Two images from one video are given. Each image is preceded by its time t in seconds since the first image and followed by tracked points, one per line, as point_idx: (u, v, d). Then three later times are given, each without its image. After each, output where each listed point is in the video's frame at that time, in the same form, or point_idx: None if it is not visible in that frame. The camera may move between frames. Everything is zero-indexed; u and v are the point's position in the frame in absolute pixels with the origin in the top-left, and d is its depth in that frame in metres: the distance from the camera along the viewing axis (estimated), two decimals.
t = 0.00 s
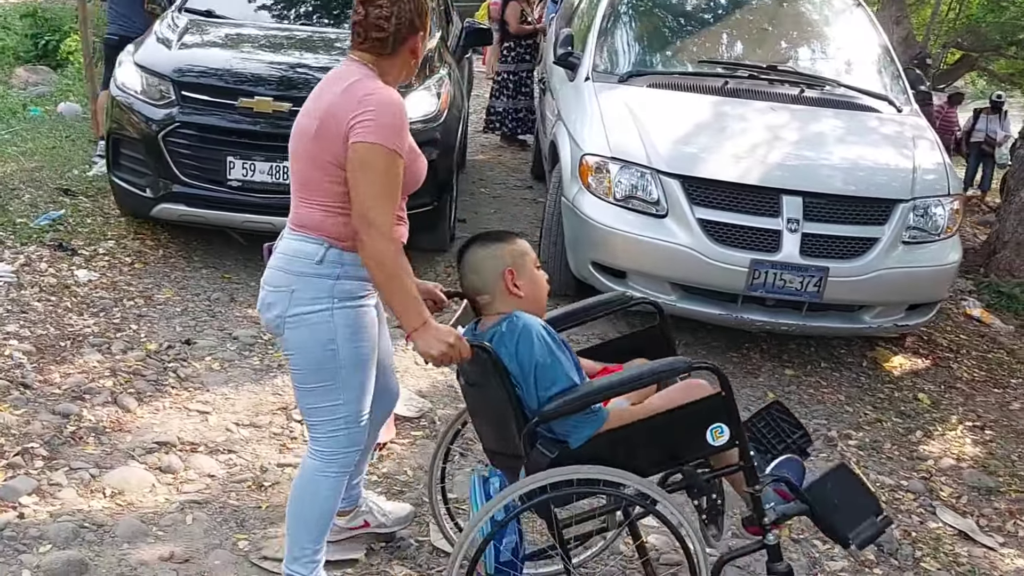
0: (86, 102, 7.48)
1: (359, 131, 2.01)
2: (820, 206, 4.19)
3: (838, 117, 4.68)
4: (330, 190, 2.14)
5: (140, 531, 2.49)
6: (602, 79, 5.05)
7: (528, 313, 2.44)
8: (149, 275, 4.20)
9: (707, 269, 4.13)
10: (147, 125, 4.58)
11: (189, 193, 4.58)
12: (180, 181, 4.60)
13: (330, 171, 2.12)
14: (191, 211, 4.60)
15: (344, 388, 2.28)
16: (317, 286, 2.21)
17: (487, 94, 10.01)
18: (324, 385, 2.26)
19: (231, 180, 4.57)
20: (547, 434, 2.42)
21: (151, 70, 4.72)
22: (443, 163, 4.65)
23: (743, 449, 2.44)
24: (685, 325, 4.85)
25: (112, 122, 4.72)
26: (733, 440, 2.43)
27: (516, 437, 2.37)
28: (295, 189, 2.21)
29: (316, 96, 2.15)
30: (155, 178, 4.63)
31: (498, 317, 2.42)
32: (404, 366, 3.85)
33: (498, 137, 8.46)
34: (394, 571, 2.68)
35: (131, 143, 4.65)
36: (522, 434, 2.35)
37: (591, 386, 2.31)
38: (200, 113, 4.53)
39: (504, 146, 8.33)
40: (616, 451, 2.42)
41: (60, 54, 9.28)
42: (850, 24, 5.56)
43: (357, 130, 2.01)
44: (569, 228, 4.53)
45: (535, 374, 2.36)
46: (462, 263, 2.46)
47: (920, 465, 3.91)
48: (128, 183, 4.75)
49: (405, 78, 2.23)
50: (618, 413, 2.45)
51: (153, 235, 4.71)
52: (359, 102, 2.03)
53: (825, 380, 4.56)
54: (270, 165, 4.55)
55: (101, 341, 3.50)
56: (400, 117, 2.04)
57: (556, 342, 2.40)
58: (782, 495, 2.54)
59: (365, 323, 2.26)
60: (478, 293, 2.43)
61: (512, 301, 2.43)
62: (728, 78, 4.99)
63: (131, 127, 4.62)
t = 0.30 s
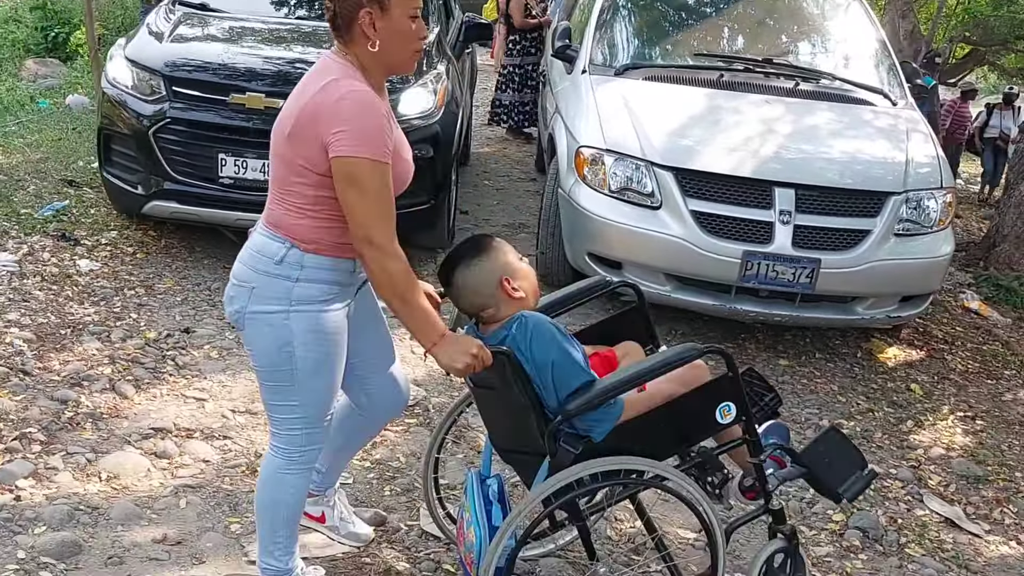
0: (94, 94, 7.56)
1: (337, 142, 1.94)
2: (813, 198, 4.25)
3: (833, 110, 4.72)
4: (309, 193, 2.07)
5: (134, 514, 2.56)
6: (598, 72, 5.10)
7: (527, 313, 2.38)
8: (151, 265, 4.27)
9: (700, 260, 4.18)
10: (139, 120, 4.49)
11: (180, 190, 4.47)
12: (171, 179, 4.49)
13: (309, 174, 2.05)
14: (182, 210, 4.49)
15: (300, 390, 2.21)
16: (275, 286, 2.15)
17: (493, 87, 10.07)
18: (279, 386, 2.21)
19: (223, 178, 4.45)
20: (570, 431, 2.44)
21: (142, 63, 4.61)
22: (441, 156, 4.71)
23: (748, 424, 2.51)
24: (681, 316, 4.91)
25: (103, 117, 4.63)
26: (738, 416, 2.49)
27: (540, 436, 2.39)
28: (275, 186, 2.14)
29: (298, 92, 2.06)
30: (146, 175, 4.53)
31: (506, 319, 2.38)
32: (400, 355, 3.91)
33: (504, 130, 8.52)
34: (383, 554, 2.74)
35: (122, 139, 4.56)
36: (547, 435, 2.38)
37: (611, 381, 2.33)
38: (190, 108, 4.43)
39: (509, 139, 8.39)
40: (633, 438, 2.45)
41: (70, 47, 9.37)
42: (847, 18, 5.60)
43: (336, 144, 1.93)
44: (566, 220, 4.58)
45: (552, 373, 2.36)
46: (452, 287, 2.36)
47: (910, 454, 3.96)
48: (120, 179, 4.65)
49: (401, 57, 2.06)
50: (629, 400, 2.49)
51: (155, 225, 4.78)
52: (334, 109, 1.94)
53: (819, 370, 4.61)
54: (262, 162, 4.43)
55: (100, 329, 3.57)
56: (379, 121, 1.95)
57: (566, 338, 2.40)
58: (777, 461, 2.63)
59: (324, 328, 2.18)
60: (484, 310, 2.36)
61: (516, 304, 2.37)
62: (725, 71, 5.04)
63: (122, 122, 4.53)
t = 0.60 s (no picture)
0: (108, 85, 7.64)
1: (334, 159, 1.86)
2: (810, 187, 4.30)
3: (832, 100, 4.76)
4: (305, 209, 2.00)
5: (133, 495, 2.64)
6: (600, 62, 5.15)
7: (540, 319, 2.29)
8: (158, 254, 4.34)
9: (699, 249, 4.23)
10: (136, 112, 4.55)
11: (178, 183, 4.52)
12: (169, 172, 4.54)
13: (304, 187, 1.97)
14: (180, 202, 4.55)
15: (258, 394, 2.17)
16: (235, 285, 2.11)
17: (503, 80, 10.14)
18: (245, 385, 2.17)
19: (221, 170, 4.50)
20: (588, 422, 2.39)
21: (138, 54, 4.67)
22: (444, 146, 4.77)
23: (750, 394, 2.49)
24: (683, 306, 4.95)
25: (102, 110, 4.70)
26: (743, 388, 2.46)
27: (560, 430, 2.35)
28: (269, 195, 2.06)
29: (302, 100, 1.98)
30: (144, 167, 4.59)
31: (517, 325, 2.28)
32: (402, 342, 3.98)
33: (514, 122, 8.57)
34: (377, 535, 2.81)
35: (120, 132, 4.62)
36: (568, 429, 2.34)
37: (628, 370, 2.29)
38: (186, 100, 4.48)
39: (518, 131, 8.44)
40: (647, 424, 2.43)
41: (85, 39, 9.46)
42: (849, 9, 5.63)
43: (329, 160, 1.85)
44: (567, 210, 4.63)
45: (570, 376, 2.30)
46: (463, 303, 2.22)
47: (905, 442, 4.01)
48: (119, 172, 4.71)
49: (409, 71, 1.92)
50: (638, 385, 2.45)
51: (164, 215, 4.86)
52: (331, 124, 1.86)
53: (819, 359, 4.65)
54: (259, 155, 4.47)
55: (106, 315, 3.65)
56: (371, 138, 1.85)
57: (575, 333, 2.33)
58: (778, 424, 2.61)
59: (275, 334, 2.09)
60: (500, 321, 2.24)
61: (527, 310, 2.27)
62: (724, 61, 5.08)
63: (119, 115, 4.60)
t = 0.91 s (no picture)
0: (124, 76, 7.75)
1: (360, 142, 1.86)
2: (815, 176, 4.33)
3: (839, 90, 4.79)
4: (321, 197, 1.99)
5: (140, 477, 2.82)
6: (609, 52, 5.19)
7: (530, 289, 2.36)
8: (170, 242, 4.41)
9: (704, 237, 4.28)
10: (144, 103, 4.62)
11: (186, 174, 4.57)
12: (176, 164, 4.60)
13: (322, 174, 1.97)
14: (187, 194, 4.60)
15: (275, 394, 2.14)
16: (248, 275, 2.10)
17: (518, 72, 10.18)
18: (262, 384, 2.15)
19: (228, 162, 4.55)
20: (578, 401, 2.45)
21: (146, 45, 4.72)
22: (453, 136, 4.83)
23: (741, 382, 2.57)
24: (691, 294, 5.00)
25: (110, 101, 4.77)
26: (732, 374, 2.55)
27: (551, 410, 2.42)
28: (285, 181, 2.05)
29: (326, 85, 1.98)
30: (152, 159, 4.64)
31: (511, 300, 2.35)
32: (408, 329, 4.05)
33: (529, 113, 8.61)
34: (379, 516, 2.88)
35: (128, 124, 4.69)
36: (559, 408, 2.41)
37: (621, 351, 2.36)
38: (195, 91, 4.54)
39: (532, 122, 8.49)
40: (636, 406, 2.50)
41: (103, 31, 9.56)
42: None
43: (357, 144, 1.85)
44: (575, 199, 4.67)
45: (560, 352, 2.36)
46: (458, 276, 2.29)
47: (907, 429, 4.04)
48: (127, 163, 4.77)
49: (443, 55, 1.95)
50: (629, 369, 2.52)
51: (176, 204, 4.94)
52: (357, 106, 1.86)
53: (824, 348, 4.69)
54: (267, 147, 4.52)
55: (117, 303, 3.75)
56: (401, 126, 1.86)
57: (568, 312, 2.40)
58: (764, 416, 2.70)
59: (293, 325, 2.08)
60: (494, 294, 2.31)
61: (521, 283, 2.34)
62: (732, 51, 5.11)
63: (127, 106, 4.66)
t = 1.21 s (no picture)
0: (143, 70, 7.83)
1: (415, 146, 1.83)
2: (828, 168, 4.36)
3: (853, 83, 4.81)
4: (366, 201, 1.95)
5: (155, 463, 2.89)
6: (624, 46, 5.22)
7: (532, 282, 2.39)
8: (186, 233, 4.47)
9: (716, 229, 4.31)
10: (161, 97, 4.67)
11: (202, 168, 4.63)
12: (192, 157, 4.65)
13: (365, 177, 1.93)
14: (203, 187, 4.66)
15: (322, 411, 2.09)
16: (301, 287, 2.00)
17: (534, 66, 10.22)
18: (299, 406, 2.09)
19: (244, 155, 4.61)
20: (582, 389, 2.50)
21: (163, 39, 4.79)
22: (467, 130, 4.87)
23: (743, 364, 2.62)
24: (703, 286, 5.03)
25: (127, 94, 4.81)
26: (734, 357, 2.59)
27: (556, 400, 2.47)
28: (320, 185, 1.99)
29: (362, 85, 1.93)
30: (168, 152, 4.69)
31: (515, 293, 2.38)
32: (420, 319, 4.10)
33: (544, 106, 8.65)
34: (388, 503, 2.94)
35: (145, 117, 4.74)
36: (564, 399, 2.46)
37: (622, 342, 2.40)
38: (212, 85, 4.59)
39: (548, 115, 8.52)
40: (639, 394, 2.56)
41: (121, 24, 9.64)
42: None
43: (413, 149, 1.83)
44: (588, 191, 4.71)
45: (563, 343, 2.41)
46: (463, 268, 2.32)
47: (916, 420, 4.07)
48: (142, 156, 4.82)
49: (476, 64, 1.97)
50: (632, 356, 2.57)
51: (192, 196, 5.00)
52: (415, 111, 1.83)
53: (834, 339, 4.72)
54: (283, 140, 4.58)
55: (134, 293, 3.81)
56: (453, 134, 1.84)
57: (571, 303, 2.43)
58: (768, 395, 2.78)
59: (354, 337, 2.04)
60: (499, 288, 2.34)
61: (525, 276, 2.37)
62: (748, 45, 5.14)
63: (144, 100, 4.72)
